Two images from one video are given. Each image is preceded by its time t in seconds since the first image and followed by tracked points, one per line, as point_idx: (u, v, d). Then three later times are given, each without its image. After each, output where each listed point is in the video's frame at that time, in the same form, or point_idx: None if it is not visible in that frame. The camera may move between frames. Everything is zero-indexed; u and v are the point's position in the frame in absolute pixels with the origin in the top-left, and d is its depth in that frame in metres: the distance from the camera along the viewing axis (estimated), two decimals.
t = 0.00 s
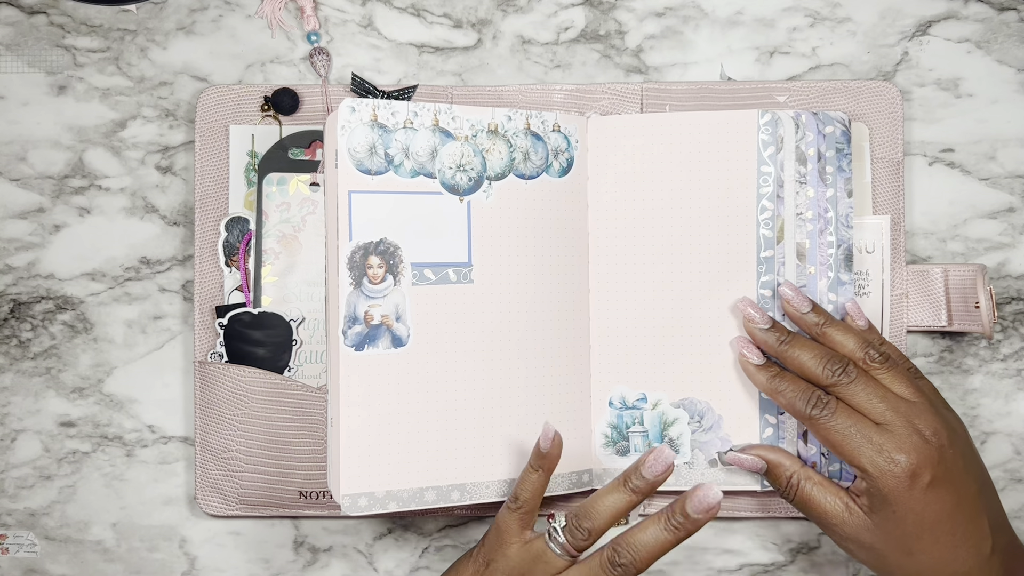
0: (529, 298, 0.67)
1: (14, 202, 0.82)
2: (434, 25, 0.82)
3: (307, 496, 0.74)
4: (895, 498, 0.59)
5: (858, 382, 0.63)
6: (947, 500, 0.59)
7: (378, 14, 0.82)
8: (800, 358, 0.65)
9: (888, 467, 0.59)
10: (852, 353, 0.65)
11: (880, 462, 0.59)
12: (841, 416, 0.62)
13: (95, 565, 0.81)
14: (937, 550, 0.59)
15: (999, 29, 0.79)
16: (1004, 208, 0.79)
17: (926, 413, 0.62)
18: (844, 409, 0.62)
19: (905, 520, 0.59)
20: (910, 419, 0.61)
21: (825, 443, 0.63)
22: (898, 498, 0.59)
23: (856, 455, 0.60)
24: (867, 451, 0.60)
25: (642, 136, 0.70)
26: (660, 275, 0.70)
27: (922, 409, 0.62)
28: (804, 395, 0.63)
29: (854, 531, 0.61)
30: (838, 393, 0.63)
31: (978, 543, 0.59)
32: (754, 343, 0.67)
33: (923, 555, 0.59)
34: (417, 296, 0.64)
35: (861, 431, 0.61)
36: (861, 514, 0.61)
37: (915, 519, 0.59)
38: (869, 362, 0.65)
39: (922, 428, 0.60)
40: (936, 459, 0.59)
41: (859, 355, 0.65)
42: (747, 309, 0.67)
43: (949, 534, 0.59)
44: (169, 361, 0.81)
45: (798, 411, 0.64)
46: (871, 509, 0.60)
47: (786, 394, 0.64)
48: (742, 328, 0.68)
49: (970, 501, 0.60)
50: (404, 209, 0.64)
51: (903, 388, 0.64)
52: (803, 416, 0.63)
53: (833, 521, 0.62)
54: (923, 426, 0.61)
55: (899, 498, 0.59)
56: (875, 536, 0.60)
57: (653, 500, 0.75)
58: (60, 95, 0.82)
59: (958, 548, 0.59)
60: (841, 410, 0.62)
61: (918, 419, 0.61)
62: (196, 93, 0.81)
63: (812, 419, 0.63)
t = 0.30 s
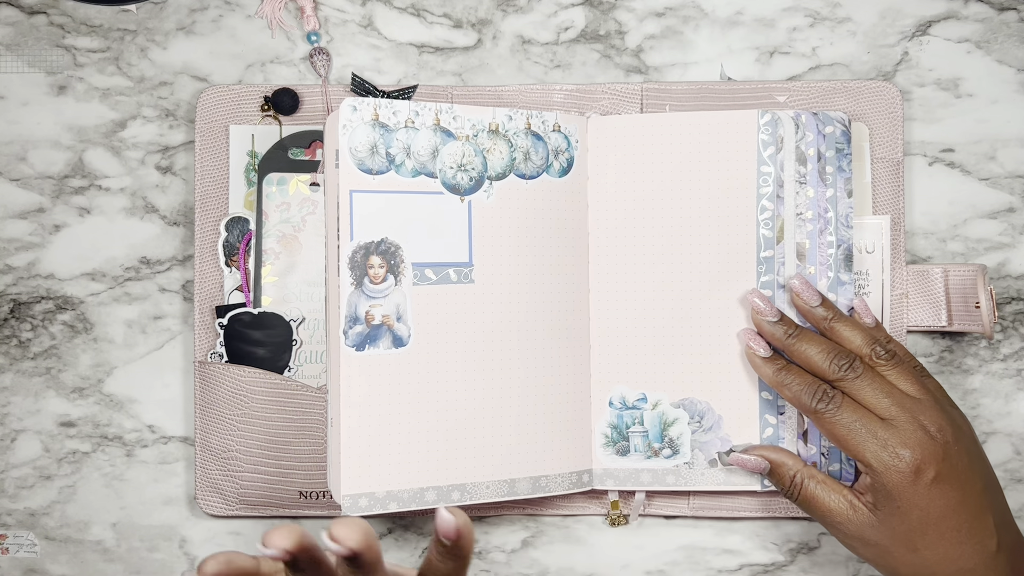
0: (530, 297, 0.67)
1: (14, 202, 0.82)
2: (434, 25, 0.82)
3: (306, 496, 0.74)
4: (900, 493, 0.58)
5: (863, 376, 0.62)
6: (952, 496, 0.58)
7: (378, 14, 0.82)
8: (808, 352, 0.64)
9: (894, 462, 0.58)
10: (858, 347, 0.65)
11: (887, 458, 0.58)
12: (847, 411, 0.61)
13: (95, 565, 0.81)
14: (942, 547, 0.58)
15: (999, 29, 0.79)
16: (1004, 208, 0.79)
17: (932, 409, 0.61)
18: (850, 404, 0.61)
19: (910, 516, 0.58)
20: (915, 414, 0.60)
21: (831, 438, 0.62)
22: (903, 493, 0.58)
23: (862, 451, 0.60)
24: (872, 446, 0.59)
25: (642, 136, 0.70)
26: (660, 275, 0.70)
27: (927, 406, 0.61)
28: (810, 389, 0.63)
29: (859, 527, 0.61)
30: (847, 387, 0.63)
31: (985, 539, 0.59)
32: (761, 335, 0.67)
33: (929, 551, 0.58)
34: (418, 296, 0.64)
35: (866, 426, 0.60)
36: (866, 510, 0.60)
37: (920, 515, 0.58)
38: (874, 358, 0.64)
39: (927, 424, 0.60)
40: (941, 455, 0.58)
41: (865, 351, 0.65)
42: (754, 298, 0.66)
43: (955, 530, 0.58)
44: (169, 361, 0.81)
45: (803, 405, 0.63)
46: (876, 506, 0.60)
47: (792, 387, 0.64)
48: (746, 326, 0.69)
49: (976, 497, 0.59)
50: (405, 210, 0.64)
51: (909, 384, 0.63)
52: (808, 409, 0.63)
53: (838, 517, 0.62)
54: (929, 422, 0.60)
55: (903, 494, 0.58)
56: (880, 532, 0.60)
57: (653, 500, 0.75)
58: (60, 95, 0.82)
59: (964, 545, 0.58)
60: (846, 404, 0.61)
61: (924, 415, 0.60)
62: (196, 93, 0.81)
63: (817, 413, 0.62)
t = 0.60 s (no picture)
0: (530, 297, 0.67)
1: (14, 202, 0.82)
2: (434, 25, 0.82)
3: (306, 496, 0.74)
4: (900, 493, 0.58)
5: (864, 376, 0.62)
6: (953, 496, 0.58)
7: (378, 14, 0.82)
8: (807, 352, 0.64)
9: (894, 462, 0.58)
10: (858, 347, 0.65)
11: (886, 458, 0.58)
12: (846, 412, 0.61)
13: (95, 565, 0.81)
14: (943, 546, 0.58)
15: (999, 29, 0.79)
16: (1004, 208, 0.79)
17: (932, 410, 0.61)
18: (849, 404, 0.61)
19: (911, 516, 0.58)
20: (915, 414, 0.60)
21: (831, 438, 0.62)
22: (904, 494, 0.58)
23: (861, 452, 0.60)
24: (872, 446, 0.59)
25: (642, 136, 0.70)
26: (660, 275, 0.70)
27: (927, 406, 0.61)
28: (810, 389, 0.63)
29: (860, 527, 0.61)
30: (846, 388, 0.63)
31: (985, 539, 0.59)
32: (761, 335, 0.67)
33: (930, 551, 0.59)
34: (418, 296, 0.64)
35: (866, 426, 0.60)
36: (867, 510, 0.61)
37: (920, 515, 0.58)
38: (874, 358, 0.64)
39: (927, 424, 0.60)
40: (941, 455, 0.59)
41: (865, 351, 0.65)
42: (754, 299, 0.66)
43: (956, 530, 0.58)
44: (169, 361, 0.81)
45: (803, 405, 0.63)
46: (877, 506, 0.60)
47: (792, 386, 0.64)
48: (746, 326, 0.69)
49: (976, 497, 0.59)
50: (406, 210, 0.64)
51: (909, 384, 0.63)
52: (808, 409, 0.63)
53: (839, 517, 0.62)
54: (929, 422, 0.60)
55: (903, 494, 0.58)
56: (880, 532, 0.60)
57: (652, 500, 0.75)
58: (60, 95, 0.82)
59: (964, 545, 0.58)
60: (846, 404, 0.61)
61: (924, 415, 0.60)
62: (196, 93, 0.81)
63: (817, 413, 0.62)
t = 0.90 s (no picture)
0: (530, 296, 0.67)
1: (14, 202, 0.82)
2: (434, 25, 0.82)
3: (307, 496, 0.75)
4: (901, 494, 0.58)
5: (865, 376, 0.62)
6: (953, 496, 0.58)
7: (378, 14, 0.82)
8: (809, 351, 0.64)
9: (893, 462, 0.58)
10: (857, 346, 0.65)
11: (884, 457, 0.58)
12: (846, 412, 0.61)
13: (95, 565, 0.81)
14: (945, 546, 0.58)
15: (999, 29, 0.79)
16: (1004, 208, 0.79)
17: (932, 410, 0.61)
18: (849, 404, 0.61)
19: (911, 516, 0.58)
20: (916, 415, 0.60)
21: (831, 438, 0.62)
22: (904, 494, 0.58)
23: (860, 452, 0.60)
24: (872, 447, 0.59)
25: (642, 136, 0.70)
26: (660, 275, 0.70)
27: (927, 406, 0.61)
28: (811, 389, 0.63)
29: (861, 527, 0.61)
30: (847, 387, 0.63)
31: (986, 539, 0.59)
32: (761, 335, 0.67)
33: (931, 551, 0.59)
34: (418, 296, 0.64)
35: (866, 427, 0.60)
36: (867, 510, 0.61)
37: (921, 515, 0.58)
38: (874, 359, 0.64)
39: (927, 425, 0.60)
40: (941, 456, 0.59)
41: (865, 351, 0.65)
42: (754, 298, 0.66)
43: (957, 530, 0.58)
44: (169, 361, 0.81)
45: (803, 405, 0.63)
46: (877, 506, 0.60)
47: (792, 387, 0.64)
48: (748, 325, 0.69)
49: (977, 497, 0.59)
50: (407, 210, 0.64)
51: (909, 385, 0.63)
52: (808, 409, 0.63)
53: (840, 518, 0.62)
54: (929, 422, 0.60)
55: (903, 494, 0.58)
56: (881, 532, 0.60)
57: (653, 500, 0.75)
58: (60, 95, 0.82)
59: (966, 545, 0.58)
60: (846, 404, 0.61)
61: (924, 415, 0.60)
62: (196, 93, 0.81)
63: (817, 413, 0.62)
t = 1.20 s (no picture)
0: (530, 296, 0.67)
1: (14, 202, 0.82)
2: (434, 25, 0.82)
3: (306, 496, 0.74)
4: (902, 493, 0.58)
5: (873, 372, 0.62)
6: (955, 496, 0.58)
7: (378, 14, 0.82)
8: (816, 346, 0.64)
9: (896, 461, 0.58)
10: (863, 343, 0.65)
11: (888, 455, 0.59)
12: (850, 409, 0.61)
13: (95, 565, 0.81)
14: (946, 545, 0.58)
15: (999, 29, 0.79)
16: (1004, 208, 0.79)
17: (936, 409, 0.61)
18: (854, 401, 0.61)
19: (913, 515, 0.58)
20: (920, 413, 0.60)
21: (835, 434, 0.62)
22: (906, 493, 0.58)
23: (863, 450, 0.60)
24: (875, 444, 0.59)
25: (642, 136, 0.70)
26: (660, 275, 0.70)
27: (931, 405, 0.61)
28: (817, 384, 0.63)
29: (862, 527, 0.61)
30: (853, 385, 0.62)
31: (988, 539, 0.59)
32: (771, 328, 0.67)
33: (932, 550, 0.59)
34: (418, 296, 0.64)
35: (871, 423, 0.60)
36: (868, 509, 0.61)
37: (923, 514, 0.58)
38: (880, 355, 0.64)
39: (932, 424, 0.60)
40: (943, 455, 0.59)
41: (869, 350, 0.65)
42: (764, 293, 0.66)
43: (958, 530, 0.58)
44: (169, 361, 0.81)
45: (809, 399, 0.63)
46: (879, 505, 0.60)
47: (799, 380, 0.64)
48: (757, 317, 0.69)
49: (979, 497, 0.59)
50: (406, 210, 0.64)
51: (913, 383, 0.63)
52: (814, 404, 0.63)
53: (842, 518, 0.62)
54: (933, 422, 0.60)
55: (905, 493, 0.58)
56: (882, 532, 0.60)
57: (652, 500, 0.75)
58: (60, 95, 0.82)
59: (967, 544, 0.58)
60: (852, 400, 0.61)
61: (928, 414, 0.60)
62: (196, 93, 0.81)
63: (823, 409, 0.62)
